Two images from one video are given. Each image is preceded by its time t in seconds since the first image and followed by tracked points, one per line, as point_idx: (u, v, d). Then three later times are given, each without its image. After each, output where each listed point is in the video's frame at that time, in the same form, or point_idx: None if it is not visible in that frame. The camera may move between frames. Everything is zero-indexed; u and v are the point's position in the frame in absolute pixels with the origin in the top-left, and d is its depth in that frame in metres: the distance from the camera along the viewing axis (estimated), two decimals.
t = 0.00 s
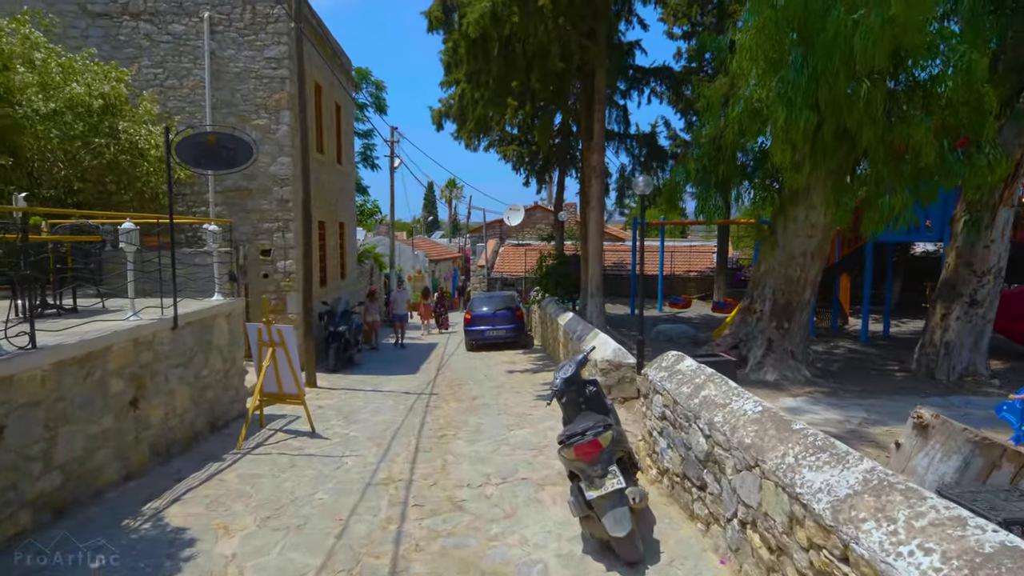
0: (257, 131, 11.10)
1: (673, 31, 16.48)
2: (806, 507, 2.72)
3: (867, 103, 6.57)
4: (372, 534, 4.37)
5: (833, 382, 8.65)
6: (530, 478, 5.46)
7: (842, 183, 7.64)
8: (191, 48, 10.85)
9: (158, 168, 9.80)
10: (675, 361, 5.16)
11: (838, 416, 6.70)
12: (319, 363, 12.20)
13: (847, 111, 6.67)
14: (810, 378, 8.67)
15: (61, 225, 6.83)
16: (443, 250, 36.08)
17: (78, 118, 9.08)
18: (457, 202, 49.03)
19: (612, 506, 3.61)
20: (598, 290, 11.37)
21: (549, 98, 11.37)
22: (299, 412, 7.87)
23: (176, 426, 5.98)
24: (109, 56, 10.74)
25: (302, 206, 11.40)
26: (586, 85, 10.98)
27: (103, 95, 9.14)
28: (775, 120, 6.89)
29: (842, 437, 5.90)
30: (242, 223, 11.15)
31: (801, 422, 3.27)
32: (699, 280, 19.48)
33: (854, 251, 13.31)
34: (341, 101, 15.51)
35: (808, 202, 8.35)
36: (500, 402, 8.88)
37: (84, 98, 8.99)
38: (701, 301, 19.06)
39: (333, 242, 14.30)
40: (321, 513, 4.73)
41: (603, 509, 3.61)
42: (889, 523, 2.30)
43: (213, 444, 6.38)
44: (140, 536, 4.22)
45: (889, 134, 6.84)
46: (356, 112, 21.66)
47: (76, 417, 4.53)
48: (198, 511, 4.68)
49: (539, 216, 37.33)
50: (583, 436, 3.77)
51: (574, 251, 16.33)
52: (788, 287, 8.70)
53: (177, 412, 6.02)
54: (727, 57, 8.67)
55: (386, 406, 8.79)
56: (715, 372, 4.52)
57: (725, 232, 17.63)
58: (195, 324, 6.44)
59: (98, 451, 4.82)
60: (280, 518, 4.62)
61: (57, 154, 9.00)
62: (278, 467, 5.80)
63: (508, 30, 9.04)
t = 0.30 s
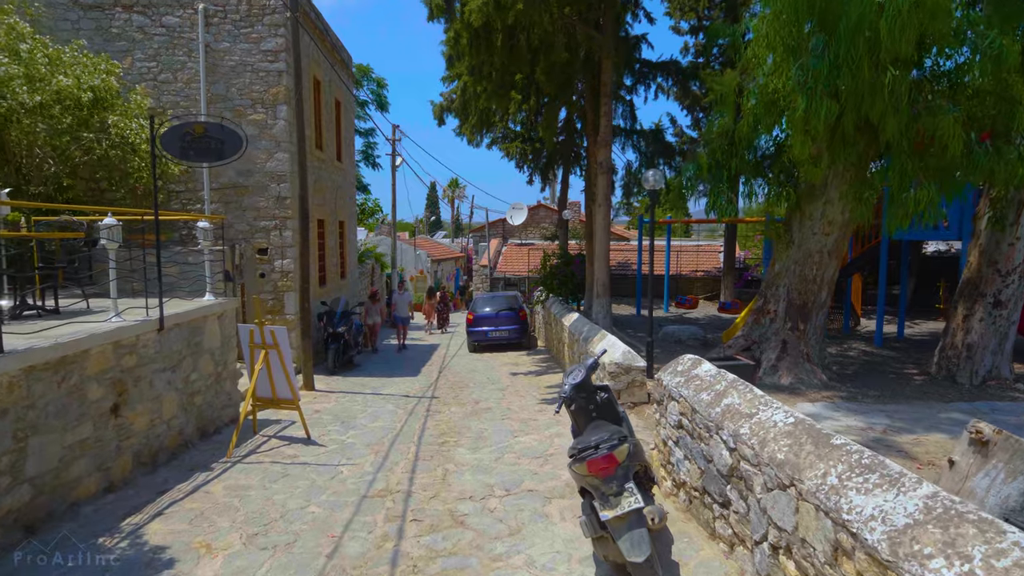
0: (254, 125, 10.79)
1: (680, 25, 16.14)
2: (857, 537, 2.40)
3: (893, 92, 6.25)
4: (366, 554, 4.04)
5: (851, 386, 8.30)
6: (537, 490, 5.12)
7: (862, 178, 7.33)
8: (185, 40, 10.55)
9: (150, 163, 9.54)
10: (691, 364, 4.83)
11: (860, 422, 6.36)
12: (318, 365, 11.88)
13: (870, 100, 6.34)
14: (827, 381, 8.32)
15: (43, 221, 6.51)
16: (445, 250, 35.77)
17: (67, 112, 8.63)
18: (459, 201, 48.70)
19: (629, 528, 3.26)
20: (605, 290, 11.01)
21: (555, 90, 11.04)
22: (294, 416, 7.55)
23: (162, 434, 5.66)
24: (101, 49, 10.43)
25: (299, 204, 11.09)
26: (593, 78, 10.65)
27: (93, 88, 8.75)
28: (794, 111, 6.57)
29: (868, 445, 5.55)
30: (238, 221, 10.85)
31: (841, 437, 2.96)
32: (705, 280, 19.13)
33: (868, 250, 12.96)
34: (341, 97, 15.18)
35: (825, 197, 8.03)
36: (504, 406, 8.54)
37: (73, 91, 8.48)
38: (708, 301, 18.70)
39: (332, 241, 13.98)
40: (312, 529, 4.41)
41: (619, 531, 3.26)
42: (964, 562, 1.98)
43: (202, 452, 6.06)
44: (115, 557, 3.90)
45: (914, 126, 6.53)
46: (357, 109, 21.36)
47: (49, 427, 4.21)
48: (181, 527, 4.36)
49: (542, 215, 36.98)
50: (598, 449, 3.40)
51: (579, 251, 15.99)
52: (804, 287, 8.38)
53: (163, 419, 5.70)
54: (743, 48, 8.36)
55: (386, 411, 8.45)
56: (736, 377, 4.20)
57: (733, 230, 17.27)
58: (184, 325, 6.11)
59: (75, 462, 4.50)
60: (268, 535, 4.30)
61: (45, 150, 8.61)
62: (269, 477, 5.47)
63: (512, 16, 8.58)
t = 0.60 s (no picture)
0: (250, 121, 10.47)
1: (687, 19, 15.81)
2: None
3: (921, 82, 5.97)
4: None
5: (868, 390, 7.97)
6: (544, 505, 4.81)
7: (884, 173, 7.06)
8: (179, 33, 10.24)
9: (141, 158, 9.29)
10: (709, 371, 4.54)
11: (884, 430, 6.03)
12: (315, 367, 11.56)
13: (897, 90, 6.08)
14: (844, 385, 7.99)
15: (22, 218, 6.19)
16: (447, 249, 35.47)
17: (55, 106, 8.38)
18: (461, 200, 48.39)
19: (648, 555, 2.98)
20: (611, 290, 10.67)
21: (560, 84, 10.72)
22: (289, 422, 7.24)
23: (147, 442, 5.34)
24: (92, 42, 10.13)
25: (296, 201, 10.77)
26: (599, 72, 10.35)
27: (81, 81, 8.49)
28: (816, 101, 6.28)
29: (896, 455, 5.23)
30: (233, 219, 10.54)
31: (890, 458, 2.69)
32: (712, 280, 18.80)
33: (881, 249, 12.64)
34: (340, 92, 14.85)
35: (843, 193, 7.74)
36: (508, 411, 8.22)
37: (60, 84, 8.25)
38: (714, 301, 18.37)
39: (331, 240, 13.67)
40: (303, 549, 4.09)
41: (637, 559, 2.98)
42: None
43: (191, 461, 5.75)
44: None
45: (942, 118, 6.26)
46: (358, 106, 21.05)
47: (18, 439, 3.90)
48: (162, 547, 4.05)
49: (545, 214, 36.65)
50: (614, 469, 3.10)
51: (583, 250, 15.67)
52: (820, 287, 8.08)
53: (148, 427, 5.39)
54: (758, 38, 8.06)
55: (385, 416, 8.14)
56: (761, 387, 3.92)
57: (740, 229, 16.93)
58: (171, 328, 5.80)
59: (48, 476, 4.19)
60: (255, 555, 3.98)
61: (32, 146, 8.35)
62: (259, 489, 5.16)
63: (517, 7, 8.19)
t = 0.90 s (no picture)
0: (244, 116, 10.15)
1: (693, 14, 15.48)
2: None
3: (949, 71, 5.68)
4: None
5: (886, 396, 7.65)
6: (551, 521, 4.49)
7: (905, 167, 6.78)
8: (171, 25, 9.93)
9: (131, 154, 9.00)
10: (729, 378, 4.22)
11: (909, 439, 5.71)
12: (312, 370, 11.24)
13: (923, 78, 5.91)
14: (861, 390, 7.67)
15: None
16: (447, 249, 35.15)
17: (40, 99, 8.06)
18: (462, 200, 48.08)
19: None
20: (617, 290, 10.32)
21: (565, 79, 10.41)
22: (282, 429, 6.93)
23: (128, 453, 5.03)
24: (81, 34, 9.82)
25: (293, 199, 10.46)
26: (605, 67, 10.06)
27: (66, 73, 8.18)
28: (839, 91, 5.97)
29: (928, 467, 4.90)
30: (227, 217, 10.24)
31: (948, 485, 2.40)
32: (717, 280, 18.48)
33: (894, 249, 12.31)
34: (338, 88, 14.53)
35: (861, 189, 7.44)
36: (510, 416, 7.91)
37: (44, 75, 7.96)
38: (720, 302, 18.04)
39: (329, 239, 13.35)
40: (291, 572, 3.77)
41: None
42: None
43: (176, 472, 5.44)
44: None
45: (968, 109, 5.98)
46: (357, 103, 20.74)
47: None
48: (137, 571, 3.74)
49: (547, 213, 36.32)
50: (635, 496, 2.76)
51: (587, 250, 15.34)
52: (836, 288, 7.78)
53: (131, 436, 5.08)
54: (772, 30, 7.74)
55: (383, 422, 7.82)
56: (789, 397, 3.62)
57: (746, 228, 16.60)
58: (155, 331, 5.48)
59: (16, 492, 3.87)
60: None
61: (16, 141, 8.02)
62: (246, 503, 4.84)
63: None
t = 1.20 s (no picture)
0: (236, 111, 9.82)
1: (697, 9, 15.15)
2: None
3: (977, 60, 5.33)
4: None
5: (903, 401, 7.33)
6: (557, 541, 4.17)
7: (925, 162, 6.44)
8: (161, 17, 9.60)
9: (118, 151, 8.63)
10: (751, 389, 3.89)
11: (934, 449, 5.39)
12: (307, 373, 10.92)
13: (948, 68, 5.57)
14: (878, 396, 7.35)
15: None
16: (447, 249, 34.84)
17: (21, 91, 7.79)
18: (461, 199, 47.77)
19: None
20: (621, 290, 9.98)
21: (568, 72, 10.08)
22: (272, 437, 6.60)
23: (104, 466, 4.71)
24: (67, 26, 9.49)
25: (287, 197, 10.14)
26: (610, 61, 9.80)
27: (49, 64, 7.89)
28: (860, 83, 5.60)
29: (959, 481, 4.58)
30: (219, 215, 9.92)
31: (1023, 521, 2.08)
32: (721, 280, 18.16)
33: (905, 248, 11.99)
34: (335, 84, 14.19)
35: (878, 186, 7.09)
36: (512, 422, 7.60)
37: (25, 66, 7.69)
38: (724, 302, 17.73)
39: (325, 239, 13.02)
40: None
41: None
42: None
43: (157, 485, 5.12)
44: None
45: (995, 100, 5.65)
46: (355, 100, 20.41)
47: None
48: None
49: (548, 212, 36.01)
50: (657, 528, 2.57)
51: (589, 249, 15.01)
52: (852, 288, 7.44)
53: (107, 448, 4.76)
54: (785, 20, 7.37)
55: (379, 429, 7.51)
56: (820, 411, 3.30)
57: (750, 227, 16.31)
58: (134, 336, 5.16)
59: None
60: None
61: None
62: (229, 522, 4.52)
63: None
